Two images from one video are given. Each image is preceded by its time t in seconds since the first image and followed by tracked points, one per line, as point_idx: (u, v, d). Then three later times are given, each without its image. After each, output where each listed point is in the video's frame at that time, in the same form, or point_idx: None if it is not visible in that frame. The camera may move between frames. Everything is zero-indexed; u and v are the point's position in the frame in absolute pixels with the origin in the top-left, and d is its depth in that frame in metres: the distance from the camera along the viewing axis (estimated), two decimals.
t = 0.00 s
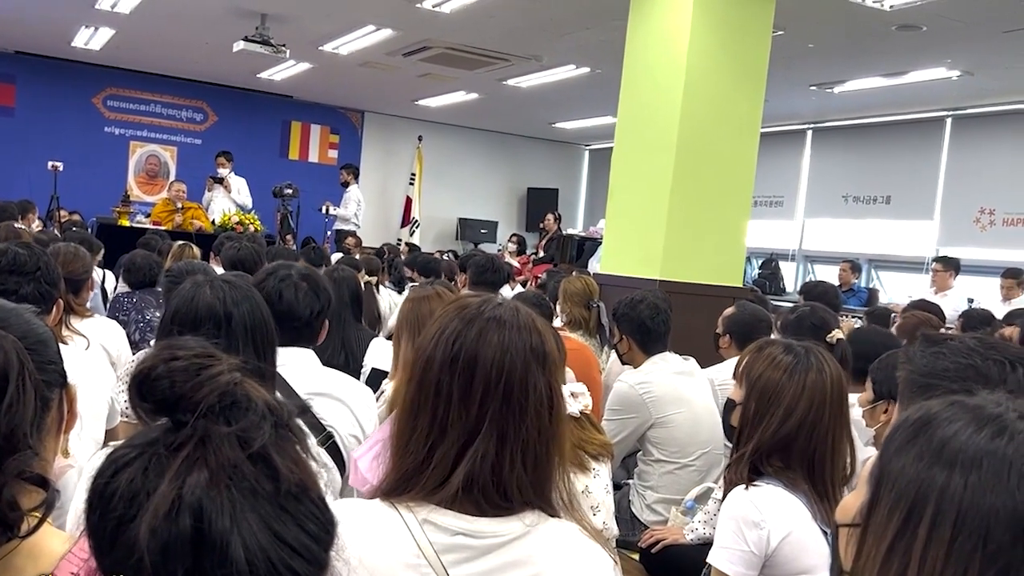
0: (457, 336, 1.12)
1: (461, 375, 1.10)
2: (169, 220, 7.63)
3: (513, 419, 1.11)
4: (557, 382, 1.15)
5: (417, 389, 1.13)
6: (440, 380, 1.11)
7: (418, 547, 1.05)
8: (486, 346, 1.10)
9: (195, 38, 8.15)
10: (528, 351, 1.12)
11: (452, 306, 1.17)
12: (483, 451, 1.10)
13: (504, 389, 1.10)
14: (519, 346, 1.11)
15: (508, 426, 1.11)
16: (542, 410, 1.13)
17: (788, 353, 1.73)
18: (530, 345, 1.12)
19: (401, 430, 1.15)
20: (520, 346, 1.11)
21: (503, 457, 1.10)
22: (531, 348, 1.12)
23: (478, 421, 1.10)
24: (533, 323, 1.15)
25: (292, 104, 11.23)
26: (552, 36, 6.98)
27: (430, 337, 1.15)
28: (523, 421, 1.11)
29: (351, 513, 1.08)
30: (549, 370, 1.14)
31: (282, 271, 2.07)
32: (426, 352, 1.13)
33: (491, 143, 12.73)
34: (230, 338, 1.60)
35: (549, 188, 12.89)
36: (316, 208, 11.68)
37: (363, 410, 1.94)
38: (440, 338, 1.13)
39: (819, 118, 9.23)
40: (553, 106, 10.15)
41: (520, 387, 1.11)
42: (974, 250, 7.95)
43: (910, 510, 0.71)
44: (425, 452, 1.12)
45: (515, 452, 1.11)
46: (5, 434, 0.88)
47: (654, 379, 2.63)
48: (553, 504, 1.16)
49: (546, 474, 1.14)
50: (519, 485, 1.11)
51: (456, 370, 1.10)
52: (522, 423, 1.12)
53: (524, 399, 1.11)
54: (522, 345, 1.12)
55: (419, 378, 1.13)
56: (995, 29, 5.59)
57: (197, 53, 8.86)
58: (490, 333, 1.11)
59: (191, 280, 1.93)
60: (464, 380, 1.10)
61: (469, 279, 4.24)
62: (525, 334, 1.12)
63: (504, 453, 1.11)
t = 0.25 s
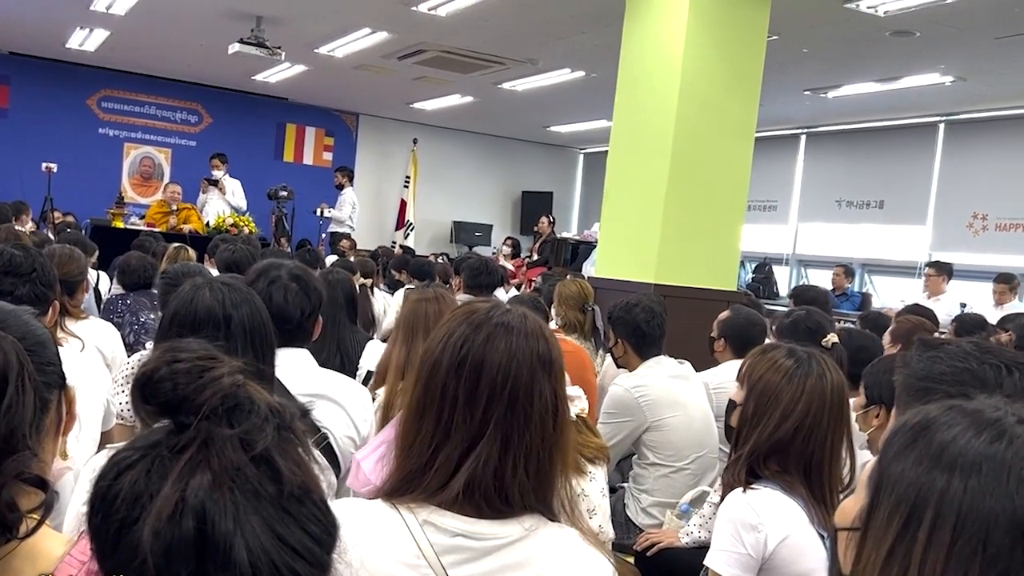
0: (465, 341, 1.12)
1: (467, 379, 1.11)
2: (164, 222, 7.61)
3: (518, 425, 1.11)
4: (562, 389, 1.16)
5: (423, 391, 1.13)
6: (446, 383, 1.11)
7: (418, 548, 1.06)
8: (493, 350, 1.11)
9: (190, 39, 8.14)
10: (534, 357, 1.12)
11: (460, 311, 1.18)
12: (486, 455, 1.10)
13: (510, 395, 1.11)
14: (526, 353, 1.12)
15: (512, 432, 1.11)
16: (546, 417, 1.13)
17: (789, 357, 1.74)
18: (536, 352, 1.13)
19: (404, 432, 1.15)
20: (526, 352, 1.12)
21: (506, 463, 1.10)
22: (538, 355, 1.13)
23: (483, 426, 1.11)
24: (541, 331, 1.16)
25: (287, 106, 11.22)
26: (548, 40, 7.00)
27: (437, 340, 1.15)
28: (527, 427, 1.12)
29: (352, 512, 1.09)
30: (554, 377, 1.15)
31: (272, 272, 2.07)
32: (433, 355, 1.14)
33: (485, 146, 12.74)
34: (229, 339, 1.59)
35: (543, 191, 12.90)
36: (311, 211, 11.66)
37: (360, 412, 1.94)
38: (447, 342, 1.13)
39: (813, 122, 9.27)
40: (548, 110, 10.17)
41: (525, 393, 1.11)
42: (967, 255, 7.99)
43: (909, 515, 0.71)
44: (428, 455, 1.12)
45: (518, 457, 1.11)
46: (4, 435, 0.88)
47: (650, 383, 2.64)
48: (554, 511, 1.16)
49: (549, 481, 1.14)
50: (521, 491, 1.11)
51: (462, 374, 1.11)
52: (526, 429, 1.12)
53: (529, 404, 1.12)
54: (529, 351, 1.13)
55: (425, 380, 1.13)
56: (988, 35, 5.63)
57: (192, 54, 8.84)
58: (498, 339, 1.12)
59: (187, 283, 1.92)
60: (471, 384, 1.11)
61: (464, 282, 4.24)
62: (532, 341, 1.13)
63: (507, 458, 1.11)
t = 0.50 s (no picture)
0: (474, 349, 1.13)
1: (474, 388, 1.12)
2: (157, 224, 7.60)
3: (521, 436, 1.12)
4: (567, 403, 1.17)
5: (430, 395, 1.14)
6: (453, 390, 1.13)
7: (415, 539, 1.08)
8: (501, 360, 1.12)
9: (184, 41, 8.12)
10: (541, 369, 1.13)
11: (472, 320, 1.20)
12: (488, 462, 1.10)
13: (515, 407, 1.11)
14: (533, 365, 1.13)
15: (516, 442, 1.12)
16: (550, 430, 1.14)
17: (788, 360, 1.74)
18: (544, 364, 1.14)
19: (409, 435, 1.16)
20: (534, 365, 1.13)
21: (507, 471, 1.11)
22: (545, 368, 1.14)
23: (487, 433, 1.11)
24: (549, 343, 1.17)
25: (281, 108, 11.20)
26: (542, 43, 7.01)
27: (447, 349, 1.16)
28: (530, 437, 1.12)
29: (351, 508, 1.12)
30: (560, 391, 1.16)
31: (265, 277, 2.07)
32: (442, 361, 1.15)
33: (479, 149, 12.74)
34: (227, 341, 1.59)
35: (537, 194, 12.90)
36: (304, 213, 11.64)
37: (354, 415, 1.94)
38: (458, 349, 1.15)
39: (806, 127, 9.29)
40: (542, 113, 10.18)
41: (531, 405, 1.12)
42: (958, 259, 8.03)
43: (908, 517, 0.72)
44: (430, 458, 1.12)
45: (519, 468, 1.11)
46: (3, 436, 0.88)
47: (644, 386, 2.64)
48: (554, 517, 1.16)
49: (549, 493, 1.14)
50: (519, 501, 1.11)
51: (470, 382, 1.12)
52: (529, 441, 1.12)
53: (534, 415, 1.12)
54: (537, 364, 1.13)
55: (433, 385, 1.14)
56: (980, 41, 5.66)
57: (186, 56, 8.83)
58: (507, 351, 1.13)
59: (182, 286, 1.92)
60: (477, 394, 1.12)
61: (458, 285, 4.23)
62: (540, 353, 1.14)
63: (508, 467, 1.11)
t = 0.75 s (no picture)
0: (475, 360, 1.14)
1: (474, 399, 1.12)
2: (147, 226, 7.57)
3: (519, 447, 1.12)
4: (566, 415, 1.17)
5: (430, 404, 1.15)
6: (452, 399, 1.13)
7: (411, 535, 1.09)
8: (501, 372, 1.13)
9: (175, 42, 8.09)
10: (541, 382, 1.14)
11: (475, 330, 1.20)
12: (484, 472, 1.10)
13: (513, 419, 1.12)
14: (532, 377, 1.13)
15: (513, 453, 1.12)
16: (548, 442, 1.14)
17: (779, 363, 1.75)
18: (544, 377, 1.14)
19: (408, 441, 1.17)
20: (533, 377, 1.13)
21: (504, 482, 1.11)
22: (544, 380, 1.14)
23: (485, 443, 1.12)
24: (550, 354, 1.17)
25: (272, 111, 11.18)
26: (534, 47, 7.02)
27: (448, 359, 1.17)
28: (528, 449, 1.13)
29: (347, 512, 1.13)
30: (558, 403, 1.16)
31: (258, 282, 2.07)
32: (443, 371, 1.15)
33: (470, 152, 12.75)
34: (218, 343, 1.59)
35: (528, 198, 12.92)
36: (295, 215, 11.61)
37: (345, 418, 1.94)
38: (459, 359, 1.15)
39: (795, 132, 9.34)
40: (533, 117, 10.19)
41: (530, 417, 1.12)
42: (946, 264, 8.09)
43: (899, 519, 0.72)
44: (428, 465, 1.13)
45: (517, 479, 1.11)
46: None
47: (635, 389, 2.64)
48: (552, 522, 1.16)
49: (544, 504, 1.14)
50: (514, 511, 1.11)
51: (470, 392, 1.12)
52: (527, 452, 1.13)
53: (532, 428, 1.13)
54: (536, 376, 1.14)
55: (433, 393, 1.15)
56: (968, 47, 5.71)
57: (177, 57, 8.80)
58: (507, 362, 1.13)
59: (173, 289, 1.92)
60: (476, 404, 1.12)
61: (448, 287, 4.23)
62: (541, 366, 1.14)
63: (505, 478, 1.11)
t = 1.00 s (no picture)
0: (483, 370, 1.14)
1: (481, 408, 1.13)
2: (138, 227, 7.54)
3: (526, 457, 1.12)
4: (573, 424, 1.18)
5: (436, 412, 1.15)
6: (459, 408, 1.14)
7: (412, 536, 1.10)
8: (509, 381, 1.13)
9: (167, 43, 8.07)
10: (548, 392, 1.14)
11: (482, 339, 1.21)
12: (490, 482, 1.11)
13: (521, 429, 1.12)
14: (540, 387, 1.14)
15: (520, 463, 1.12)
16: (555, 452, 1.15)
17: (770, 365, 1.77)
18: (552, 387, 1.15)
19: (413, 450, 1.17)
20: (541, 387, 1.14)
21: (510, 492, 1.11)
22: (552, 390, 1.15)
23: (491, 453, 1.12)
24: (557, 363, 1.18)
25: (264, 112, 11.16)
26: (526, 50, 7.03)
27: (454, 367, 1.18)
28: (535, 458, 1.13)
29: (349, 518, 1.14)
30: (565, 411, 1.17)
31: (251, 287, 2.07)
32: (450, 380, 1.16)
33: (462, 154, 12.75)
34: (212, 344, 1.59)
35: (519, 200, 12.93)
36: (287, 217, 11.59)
37: (337, 421, 1.95)
38: (466, 369, 1.16)
39: (786, 136, 9.39)
40: (525, 120, 10.21)
41: (537, 426, 1.13)
42: (934, 268, 8.15)
43: (890, 521, 0.73)
44: (433, 473, 1.13)
45: (522, 488, 1.12)
46: None
47: (625, 392, 2.65)
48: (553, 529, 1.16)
49: (550, 513, 1.15)
50: (519, 520, 1.12)
51: (477, 401, 1.13)
52: (533, 462, 1.13)
53: (539, 438, 1.13)
54: (543, 385, 1.15)
55: (439, 402, 1.16)
56: (957, 52, 5.75)
57: (169, 58, 8.78)
58: (515, 371, 1.14)
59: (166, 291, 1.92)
60: (484, 413, 1.13)
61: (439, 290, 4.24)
62: (549, 376, 1.15)
63: (511, 488, 1.12)
